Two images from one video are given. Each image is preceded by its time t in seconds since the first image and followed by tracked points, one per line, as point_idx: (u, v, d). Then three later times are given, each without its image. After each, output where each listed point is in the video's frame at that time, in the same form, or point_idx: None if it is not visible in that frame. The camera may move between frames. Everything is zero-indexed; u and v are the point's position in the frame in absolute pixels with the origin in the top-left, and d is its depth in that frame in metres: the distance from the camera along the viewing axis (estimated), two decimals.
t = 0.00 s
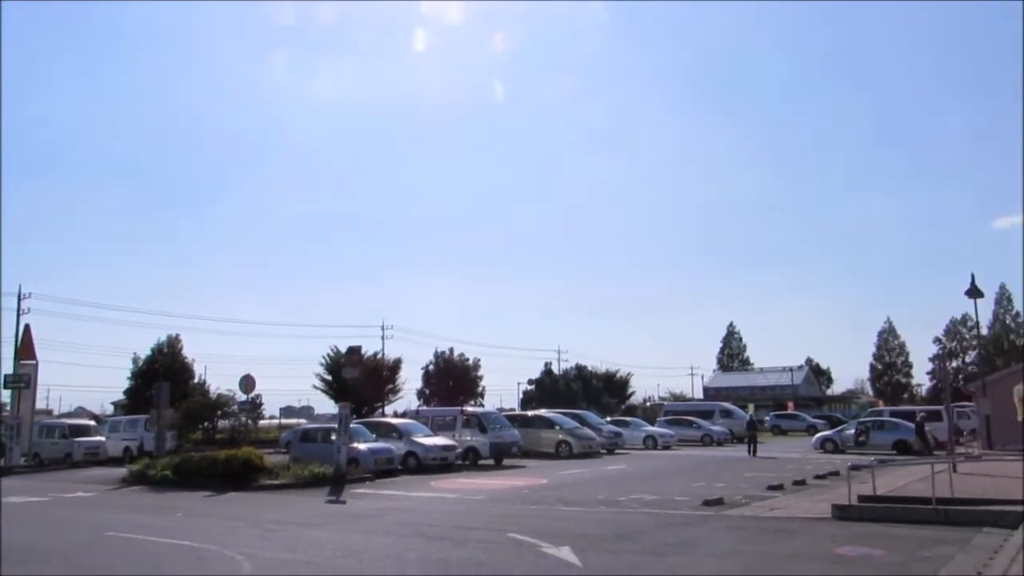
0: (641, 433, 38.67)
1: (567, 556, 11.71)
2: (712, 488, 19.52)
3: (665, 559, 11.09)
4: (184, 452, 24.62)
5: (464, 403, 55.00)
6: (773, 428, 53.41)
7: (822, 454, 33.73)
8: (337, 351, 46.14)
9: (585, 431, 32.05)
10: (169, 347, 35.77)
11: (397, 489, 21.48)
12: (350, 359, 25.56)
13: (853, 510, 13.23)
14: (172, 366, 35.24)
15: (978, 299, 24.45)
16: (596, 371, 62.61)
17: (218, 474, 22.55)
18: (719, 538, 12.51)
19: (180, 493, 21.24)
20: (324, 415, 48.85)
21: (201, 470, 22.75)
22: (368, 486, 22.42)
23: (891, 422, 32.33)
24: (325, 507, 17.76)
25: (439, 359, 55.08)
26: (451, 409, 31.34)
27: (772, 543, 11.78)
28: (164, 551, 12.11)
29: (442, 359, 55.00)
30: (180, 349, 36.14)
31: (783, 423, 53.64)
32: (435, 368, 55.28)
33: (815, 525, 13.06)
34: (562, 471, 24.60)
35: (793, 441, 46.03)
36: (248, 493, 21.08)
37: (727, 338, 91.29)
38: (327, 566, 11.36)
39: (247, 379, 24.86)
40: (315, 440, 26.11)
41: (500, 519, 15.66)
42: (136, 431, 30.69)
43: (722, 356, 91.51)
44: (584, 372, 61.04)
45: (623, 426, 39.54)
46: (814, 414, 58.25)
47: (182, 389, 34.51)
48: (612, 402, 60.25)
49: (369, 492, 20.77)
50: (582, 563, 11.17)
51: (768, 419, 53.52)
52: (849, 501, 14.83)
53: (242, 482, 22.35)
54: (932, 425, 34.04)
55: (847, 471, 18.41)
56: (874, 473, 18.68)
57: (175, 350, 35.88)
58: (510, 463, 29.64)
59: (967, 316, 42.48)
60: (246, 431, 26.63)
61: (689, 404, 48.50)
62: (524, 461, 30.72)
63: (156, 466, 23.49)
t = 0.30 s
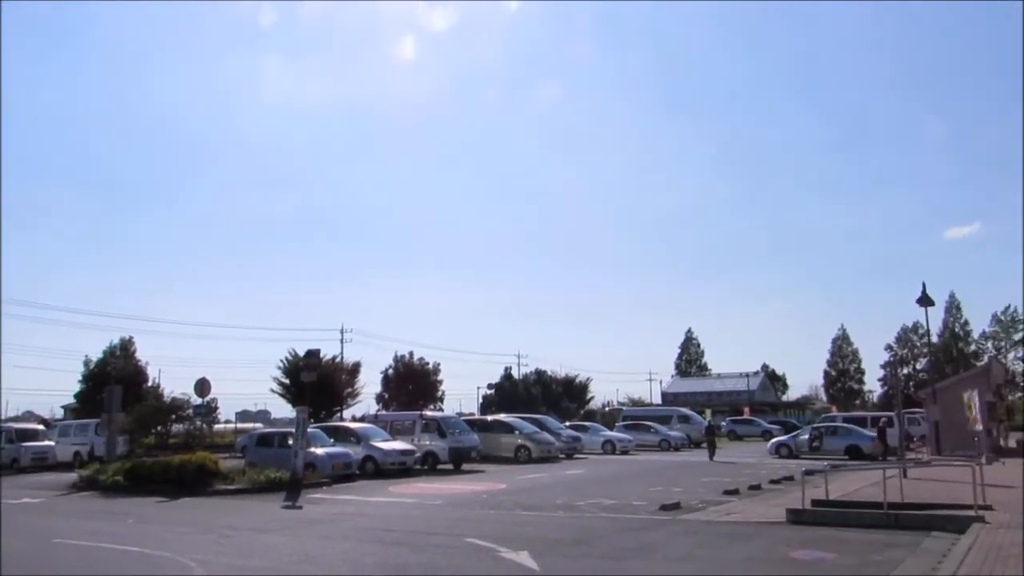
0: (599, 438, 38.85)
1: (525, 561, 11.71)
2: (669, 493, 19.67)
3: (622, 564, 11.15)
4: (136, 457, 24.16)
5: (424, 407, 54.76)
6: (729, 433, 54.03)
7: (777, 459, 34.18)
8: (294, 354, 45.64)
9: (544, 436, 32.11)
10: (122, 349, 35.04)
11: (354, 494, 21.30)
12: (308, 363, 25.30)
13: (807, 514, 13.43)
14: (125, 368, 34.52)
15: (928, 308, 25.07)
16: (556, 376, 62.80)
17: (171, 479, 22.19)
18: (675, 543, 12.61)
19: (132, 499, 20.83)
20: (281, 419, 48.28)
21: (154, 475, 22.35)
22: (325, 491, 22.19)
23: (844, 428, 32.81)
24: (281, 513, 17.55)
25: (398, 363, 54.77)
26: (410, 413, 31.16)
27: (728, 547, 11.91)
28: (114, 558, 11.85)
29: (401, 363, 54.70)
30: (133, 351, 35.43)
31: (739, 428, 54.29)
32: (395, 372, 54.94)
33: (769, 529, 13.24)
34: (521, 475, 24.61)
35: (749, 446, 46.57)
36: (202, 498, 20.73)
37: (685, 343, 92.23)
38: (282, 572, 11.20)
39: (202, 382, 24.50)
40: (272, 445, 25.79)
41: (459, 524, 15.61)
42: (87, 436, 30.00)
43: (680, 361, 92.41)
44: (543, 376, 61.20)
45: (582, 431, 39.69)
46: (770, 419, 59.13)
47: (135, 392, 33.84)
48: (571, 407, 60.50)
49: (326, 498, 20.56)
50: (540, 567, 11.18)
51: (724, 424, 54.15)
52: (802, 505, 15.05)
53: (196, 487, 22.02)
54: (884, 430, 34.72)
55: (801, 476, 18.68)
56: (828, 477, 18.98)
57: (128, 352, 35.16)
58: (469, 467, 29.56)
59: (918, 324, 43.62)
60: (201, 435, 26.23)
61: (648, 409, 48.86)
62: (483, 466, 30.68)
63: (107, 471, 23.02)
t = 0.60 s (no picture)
0: (566, 440, 38.93)
1: (490, 563, 11.72)
2: (635, 495, 19.77)
3: (586, 565, 11.19)
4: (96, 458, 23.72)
5: (390, 409, 54.47)
6: (694, 436, 54.44)
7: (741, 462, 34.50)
8: (259, 354, 45.14)
9: (511, 438, 32.11)
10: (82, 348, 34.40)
11: (319, 496, 21.13)
12: (273, 363, 25.04)
13: (769, 516, 13.59)
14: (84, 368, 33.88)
15: (889, 314, 25.54)
16: (522, 378, 62.84)
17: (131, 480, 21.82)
18: (639, 545, 12.70)
19: (90, 501, 20.45)
20: (245, 421, 47.71)
21: (113, 477, 21.95)
22: (289, 493, 21.99)
23: (807, 431, 33.16)
24: (244, 515, 17.35)
25: (365, 364, 54.40)
26: (376, 414, 30.95)
27: (692, 550, 12.00)
28: (72, 560, 11.63)
29: (368, 364, 54.32)
30: (93, 350, 34.79)
31: (704, 431, 54.72)
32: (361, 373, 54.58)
33: (732, 531, 13.38)
34: (487, 477, 24.60)
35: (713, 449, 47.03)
36: (163, 500, 20.42)
37: (651, 347, 92.89)
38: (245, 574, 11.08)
39: (164, 383, 24.16)
40: (235, 446, 25.48)
41: (424, 526, 15.57)
42: (44, 436, 29.37)
43: (646, 364, 92.95)
44: (510, 379, 61.18)
45: (548, 433, 39.74)
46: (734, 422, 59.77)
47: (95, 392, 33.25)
48: (538, 409, 60.59)
49: (290, 500, 20.37)
50: (505, 569, 11.19)
51: (689, 427, 54.55)
52: (764, 508, 15.23)
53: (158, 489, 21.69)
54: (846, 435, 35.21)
55: (764, 479, 18.89)
56: (790, 480, 19.21)
57: (88, 351, 34.52)
58: (435, 469, 29.47)
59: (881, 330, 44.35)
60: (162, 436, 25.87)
61: (614, 411, 49.04)
62: (449, 468, 30.60)
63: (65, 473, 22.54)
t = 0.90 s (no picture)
0: (533, 440, 39.02)
1: (457, 564, 11.73)
2: (601, 496, 19.89)
3: (553, 566, 11.26)
4: (55, 459, 23.30)
5: (357, 409, 54.16)
6: (660, 437, 54.85)
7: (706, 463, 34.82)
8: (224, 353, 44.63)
9: (478, 438, 32.11)
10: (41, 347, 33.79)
11: (284, 497, 20.96)
12: (239, 363, 24.79)
13: (734, 517, 13.76)
14: (43, 368, 33.27)
15: (851, 319, 25.98)
16: (490, 379, 62.85)
17: (93, 482, 21.46)
18: (606, 545, 12.80)
19: (50, 502, 20.08)
20: (209, 421, 47.15)
21: (73, 478, 21.56)
22: (254, 494, 21.80)
23: (771, 433, 33.57)
24: (207, 516, 17.15)
25: (331, 364, 54.03)
26: (343, 415, 30.75)
27: (658, 550, 12.12)
28: (31, 563, 11.43)
29: (334, 364, 53.95)
30: (53, 349, 34.20)
31: (670, 432, 55.13)
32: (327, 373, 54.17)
33: (697, 532, 13.53)
34: (454, 478, 24.59)
35: (678, 450, 47.44)
36: (125, 502, 20.13)
37: (618, 348, 93.43)
38: None
39: (126, 383, 23.81)
40: (199, 447, 25.19)
41: (391, 527, 15.53)
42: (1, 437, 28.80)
43: (614, 366, 93.43)
44: (478, 379, 61.13)
45: (516, 434, 39.79)
46: (699, 424, 60.40)
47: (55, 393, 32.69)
48: (505, 410, 60.62)
49: (255, 501, 20.20)
50: (472, 570, 11.22)
51: (656, 428, 54.94)
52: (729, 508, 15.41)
53: (119, 490, 21.37)
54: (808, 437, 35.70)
55: (729, 480, 19.12)
56: (754, 481, 19.44)
57: (47, 351, 33.91)
58: (401, 470, 29.38)
59: (843, 333, 45.08)
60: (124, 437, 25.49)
61: (581, 412, 49.24)
62: (416, 469, 30.52)
63: (23, 475, 22.08)
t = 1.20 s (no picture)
0: (499, 437, 39.08)
1: (423, 560, 11.71)
2: (567, 491, 20.00)
3: (519, 561, 11.30)
4: (11, 457, 22.81)
5: (322, 406, 53.76)
6: (625, 433, 55.22)
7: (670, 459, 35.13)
8: (187, 349, 44.01)
9: (445, 435, 32.08)
10: None
11: (248, 494, 20.77)
12: (202, 359, 24.51)
13: (698, 512, 13.92)
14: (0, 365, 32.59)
15: (814, 317, 26.37)
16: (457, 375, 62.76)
17: (51, 480, 21.00)
18: (572, 541, 12.87)
19: (7, 501, 19.68)
20: (171, 417, 46.49)
21: (31, 477, 21.10)
22: (218, 492, 21.57)
23: (735, 429, 33.97)
24: (169, 514, 16.93)
25: (297, 360, 53.57)
26: (308, 411, 30.52)
27: (623, 545, 12.20)
28: None
29: (300, 360, 53.50)
30: (10, 346, 33.52)
31: (635, 428, 55.53)
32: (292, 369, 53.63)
33: (662, 527, 13.66)
34: (419, 475, 24.55)
35: (644, 446, 47.81)
36: (83, 501, 19.79)
37: (585, 345, 93.84)
38: None
39: (85, 379, 23.42)
40: (161, 444, 24.85)
41: (356, 524, 15.46)
42: None
43: (580, 362, 93.84)
44: (445, 376, 61.00)
45: (482, 430, 39.81)
46: (664, 420, 60.94)
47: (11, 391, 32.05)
48: (472, 407, 60.60)
49: (218, 498, 19.97)
50: (438, 566, 11.22)
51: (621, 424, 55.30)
52: (693, 504, 15.58)
53: (78, 489, 20.96)
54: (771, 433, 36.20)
55: (693, 475, 19.33)
56: (718, 477, 19.67)
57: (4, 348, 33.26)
58: (367, 467, 29.26)
59: (805, 331, 45.79)
60: (83, 434, 25.11)
61: (548, 409, 49.42)
62: (382, 466, 30.40)
63: None
